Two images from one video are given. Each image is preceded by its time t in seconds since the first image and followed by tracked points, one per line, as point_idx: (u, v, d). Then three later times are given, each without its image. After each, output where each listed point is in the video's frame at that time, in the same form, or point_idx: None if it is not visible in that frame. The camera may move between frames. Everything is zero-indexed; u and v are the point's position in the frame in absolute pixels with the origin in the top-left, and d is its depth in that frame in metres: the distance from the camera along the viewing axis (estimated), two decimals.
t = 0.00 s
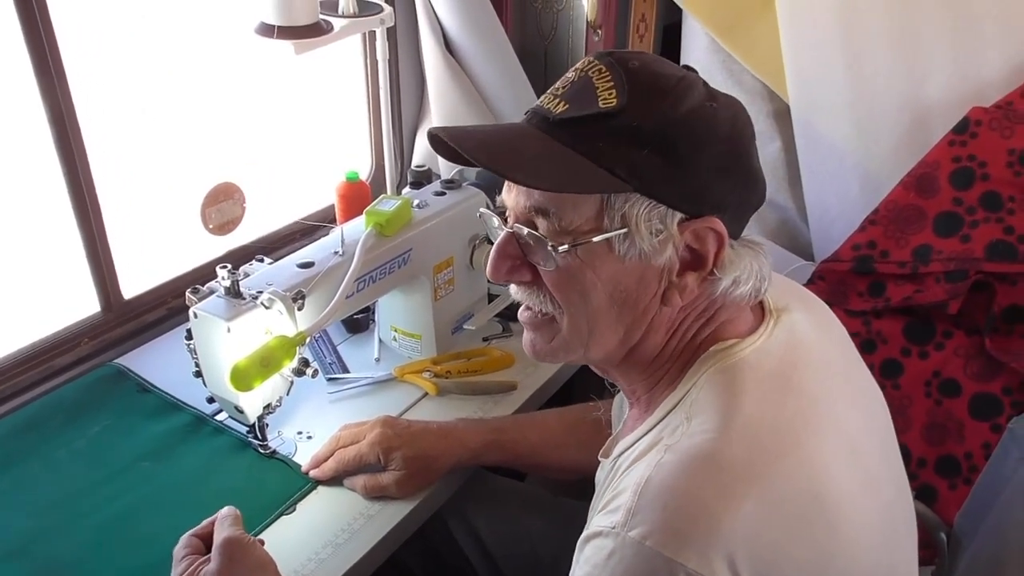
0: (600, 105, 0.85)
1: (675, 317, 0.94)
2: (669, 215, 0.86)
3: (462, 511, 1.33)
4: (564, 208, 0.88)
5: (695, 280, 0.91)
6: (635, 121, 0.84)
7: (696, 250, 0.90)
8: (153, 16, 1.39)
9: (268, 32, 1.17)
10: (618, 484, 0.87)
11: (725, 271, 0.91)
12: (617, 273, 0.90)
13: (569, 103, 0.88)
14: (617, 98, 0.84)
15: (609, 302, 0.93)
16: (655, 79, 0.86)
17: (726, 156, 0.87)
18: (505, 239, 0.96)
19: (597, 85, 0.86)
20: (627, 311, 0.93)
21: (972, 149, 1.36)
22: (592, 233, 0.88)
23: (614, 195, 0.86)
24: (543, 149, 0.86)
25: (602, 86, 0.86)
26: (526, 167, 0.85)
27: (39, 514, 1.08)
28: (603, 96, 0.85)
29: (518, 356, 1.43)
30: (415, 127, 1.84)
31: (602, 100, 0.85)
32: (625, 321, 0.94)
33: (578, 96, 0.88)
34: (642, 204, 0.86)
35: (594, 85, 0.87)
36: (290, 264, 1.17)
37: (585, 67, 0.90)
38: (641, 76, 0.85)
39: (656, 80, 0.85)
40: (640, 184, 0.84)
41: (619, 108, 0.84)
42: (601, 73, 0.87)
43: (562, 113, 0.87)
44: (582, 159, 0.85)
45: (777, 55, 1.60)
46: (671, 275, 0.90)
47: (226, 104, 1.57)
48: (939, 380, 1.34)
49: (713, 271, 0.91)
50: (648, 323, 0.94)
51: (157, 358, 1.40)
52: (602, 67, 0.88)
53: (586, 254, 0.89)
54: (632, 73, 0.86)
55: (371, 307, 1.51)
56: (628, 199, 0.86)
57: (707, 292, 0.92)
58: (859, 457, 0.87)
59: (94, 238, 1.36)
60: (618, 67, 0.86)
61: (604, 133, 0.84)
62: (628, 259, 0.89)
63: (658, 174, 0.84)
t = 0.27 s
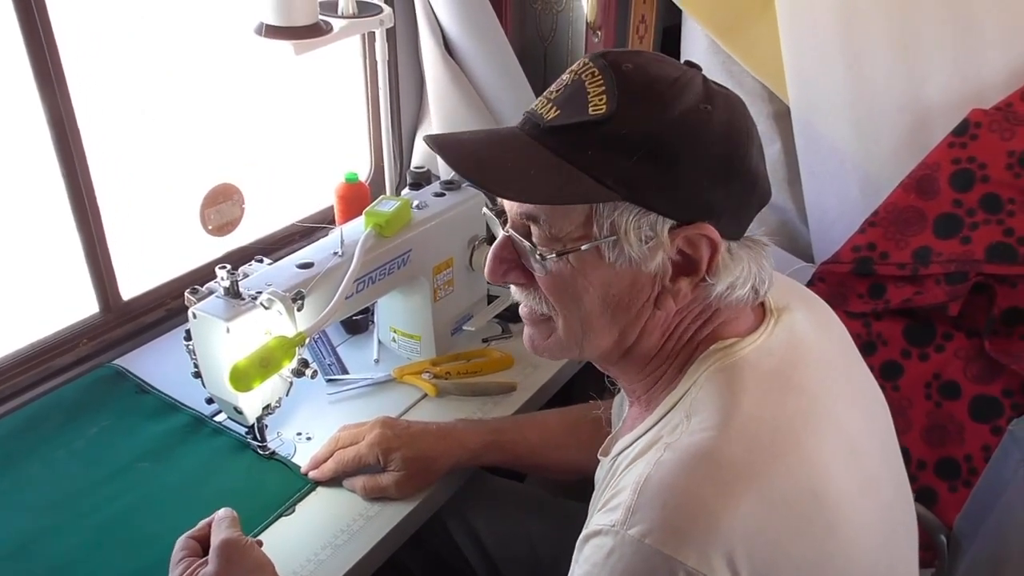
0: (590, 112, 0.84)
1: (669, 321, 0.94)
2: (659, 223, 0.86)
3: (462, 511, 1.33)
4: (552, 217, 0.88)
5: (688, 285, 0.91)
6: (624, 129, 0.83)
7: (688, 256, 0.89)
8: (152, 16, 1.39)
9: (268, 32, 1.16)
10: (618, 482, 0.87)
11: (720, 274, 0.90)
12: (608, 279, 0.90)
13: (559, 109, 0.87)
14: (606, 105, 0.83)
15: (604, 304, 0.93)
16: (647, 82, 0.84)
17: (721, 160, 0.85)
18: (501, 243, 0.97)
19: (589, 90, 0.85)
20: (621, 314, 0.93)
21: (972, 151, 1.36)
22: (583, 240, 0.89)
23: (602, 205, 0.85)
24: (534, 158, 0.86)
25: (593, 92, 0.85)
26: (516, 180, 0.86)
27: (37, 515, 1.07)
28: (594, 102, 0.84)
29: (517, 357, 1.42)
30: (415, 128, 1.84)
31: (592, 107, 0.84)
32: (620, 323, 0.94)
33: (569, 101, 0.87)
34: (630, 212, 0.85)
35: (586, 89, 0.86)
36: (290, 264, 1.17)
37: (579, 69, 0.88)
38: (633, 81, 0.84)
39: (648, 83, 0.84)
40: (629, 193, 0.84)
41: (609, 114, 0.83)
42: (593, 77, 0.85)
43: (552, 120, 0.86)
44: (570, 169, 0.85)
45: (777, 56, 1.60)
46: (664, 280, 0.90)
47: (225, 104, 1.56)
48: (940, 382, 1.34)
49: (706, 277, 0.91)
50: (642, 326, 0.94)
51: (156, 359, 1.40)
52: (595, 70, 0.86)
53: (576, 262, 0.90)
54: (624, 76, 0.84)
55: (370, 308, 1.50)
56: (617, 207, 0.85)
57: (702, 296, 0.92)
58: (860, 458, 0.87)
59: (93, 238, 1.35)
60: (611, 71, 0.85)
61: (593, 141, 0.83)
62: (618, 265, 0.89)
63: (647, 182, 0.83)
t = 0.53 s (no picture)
0: (590, 112, 0.84)
1: (670, 321, 0.94)
2: (659, 223, 0.86)
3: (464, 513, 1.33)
4: (552, 218, 0.88)
5: (688, 286, 0.90)
6: (623, 129, 0.83)
7: (688, 256, 0.89)
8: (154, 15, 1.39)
9: (271, 32, 1.16)
10: (620, 481, 0.87)
11: (721, 275, 0.90)
12: (607, 279, 0.90)
13: (559, 109, 0.87)
14: (606, 105, 0.83)
15: (605, 304, 0.93)
16: (646, 82, 0.84)
17: (721, 160, 0.85)
18: (502, 244, 0.97)
19: (589, 90, 0.85)
20: (622, 314, 0.93)
21: (975, 151, 1.36)
22: (583, 240, 0.89)
23: (602, 205, 0.86)
24: (534, 159, 0.87)
25: (593, 92, 0.85)
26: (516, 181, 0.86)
27: (40, 514, 1.08)
28: (594, 102, 0.84)
29: (519, 356, 1.42)
30: (417, 127, 1.84)
31: (592, 108, 0.84)
32: (620, 323, 0.94)
33: (569, 101, 0.87)
34: (630, 212, 0.85)
35: (586, 89, 0.86)
36: (293, 263, 1.17)
37: (580, 69, 0.88)
38: (632, 81, 0.84)
39: (648, 83, 0.84)
40: (629, 193, 0.84)
41: (609, 114, 0.83)
42: (594, 77, 0.85)
43: (552, 120, 0.87)
44: (570, 170, 0.85)
45: (780, 57, 1.60)
46: (664, 280, 0.90)
47: (228, 104, 1.57)
48: (942, 383, 1.34)
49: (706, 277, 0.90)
50: (642, 326, 0.94)
51: (159, 358, 1.40)
52: (596, 70, 0.86)
53: (576, 262, 0.90)
54: (624, 76, 0.84)
55: (372, 308, 1.50)
56: (616, 208, 0.86)
57: (702, 296, 0.92)
58: (863, 458, 0.87)
59: (96, 238, 1.35)
60: (611, 71, 0.85)
61: (593, 141, 0.84)
62: (617, 265, 0.89)
63: (647, 183, 0.83)
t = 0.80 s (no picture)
0: (587, 115, 0.84)
1: (673, 321, 0.94)
2: (658, 223, 0.85)
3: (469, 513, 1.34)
4: (552, 221, 0.88)
5: (690, 286, 0.90)
6: (620, 132, 0.82)
7: (687, 256, 0.88)
8: (160, 14, 1.39)
9: (276, 31, 1.16)
10: (629, 480, 0.86)
11: (723, 274, 0.90)
12: (607, 281, 0.91)
13: (557, 112, 0.87)
14: (602, 107, 0.83)
15: (607, 304, 0.93)
16: (643, 83, 0.83)
17: (719, 160, 0.84)
18: (504, 247, 0.97)
19: (586, 92, 0.85)
20: (624, 314, 0.93)
21: (980, 149, 1.35)
22: (583, 242, 0.89)
23: (602, 206, 0.85)
24: (531, 161, 0.87)
25: (590, 94, 0.85)
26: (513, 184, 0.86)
27: (46, 511, 1.08)
28: (590, 104, 0.84)
29: (524, 355, 1.42)
30: (421, 126, 1.84)
31: (589, 110, 0.84)
32: (623, 323, 0.94)
33: (567, 104, 0.87)
34: (629, 214, 0.85)
35: (583, 92, 0.85)
36: (298, 262, 1.18)
37: (578, 71, 0.88)
38: (629, 82, 0.83)
39: (645, 84, 0.83)
40: (626, 195, 0.84)
41: (605, 117, 0.83)
42: (591, 79, 0.85)
43: (550, 123, 0.87)
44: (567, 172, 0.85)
45: (784, 56, 1.60)
46: (665, 281, 0.90)
47: (232, 103, 1.57)
48: (947, 381, 1.33)
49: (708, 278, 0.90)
50: (646, 326, 0.94)
51: (164, 356, 1.40)
52: (593, 72, 0.86)
53: (577, 263, 0.90)
54: (621, 78, 0.83)
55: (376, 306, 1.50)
56: (615, 209, 0.85)
57: (705, 296, 0.92)
58: (871, 457, 0.87)
59: (101, 237, 1.36)
60: (608, 72, 0.84)
61: (591, 144, 0.83)
62: (617, 266, 0.89)
63: (644, 185, 0.83)
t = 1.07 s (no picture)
0: (573, 126, 0.83)
1: (662, 328, 0.94)
2: (642, 235, 0.85)
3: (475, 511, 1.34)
4: (539, 230, 0.90)
5: (676, 296, 0.90)
6: (605, 143, 0.82)
7: (673, 266, 0.88)
8: (167, 12, 1.39)
9: (282, 30, 1.17)
10: (635, 479, 0.86)
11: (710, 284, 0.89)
12: (591, 290, 0.91)
13: (546, 121, 0.87)
14: (588, 118, 0.82)
15: (596, 310, 0.93)
16: (631, 93, 0.82)
17: (706, 171, 0.83)
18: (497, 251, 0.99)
19: (574, 101, 0.84)
20: (611, 322, 0.94)
21: (987, 147, 1.35)
22: (566, 251, 0.90)
23: (585, 218, 0.86)
24: (516, 175, 0.88)
25: (578, 103, 0.84)
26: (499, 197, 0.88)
27: (54, 508, 1.08)
28: (577, 115, 0.84)
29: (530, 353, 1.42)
30: (427, 124, 1.85)
31: (575, 121, 0.83)
32: (611, 330, 0.94)
33: (556, 113, 0.86)
34: (612, 225, 0.86)
35: (572, 101, 0.85)
36: (304, 260, 1.18)
37: (570, 78, 0.87)
38: (616, 92, 0.82)
39: (632, 93, 0.82)
40: (611, 207, 0.84)
41: (591, 127, 0.82)
42: (579, 88, 0.84)
43: (539, 132, 0.86)
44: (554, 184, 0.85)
45: (791, 54, 1.59)
46: (651, 290, 0.90)
47: (238, 102, 1.57)
48: (954, 380, 1.33)
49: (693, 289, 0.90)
50: (634, 333, 0.94)
51: (171, 353, 1.41)
52: (583, 80, 0.85)
53: (564, 271, 0.91)
54: (608, 88, 0.82)
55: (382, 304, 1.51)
56: (599, 220, 0.86)
57: (692, 306, 0.91)
58: (878, 456, 0.87)
59: (109, 235, 1.36)
60: (596, 81, 0.83)
61: (577, 155, 0.83)
62: (602, 276, 0.89)
63: (628, 197, 0.83)
